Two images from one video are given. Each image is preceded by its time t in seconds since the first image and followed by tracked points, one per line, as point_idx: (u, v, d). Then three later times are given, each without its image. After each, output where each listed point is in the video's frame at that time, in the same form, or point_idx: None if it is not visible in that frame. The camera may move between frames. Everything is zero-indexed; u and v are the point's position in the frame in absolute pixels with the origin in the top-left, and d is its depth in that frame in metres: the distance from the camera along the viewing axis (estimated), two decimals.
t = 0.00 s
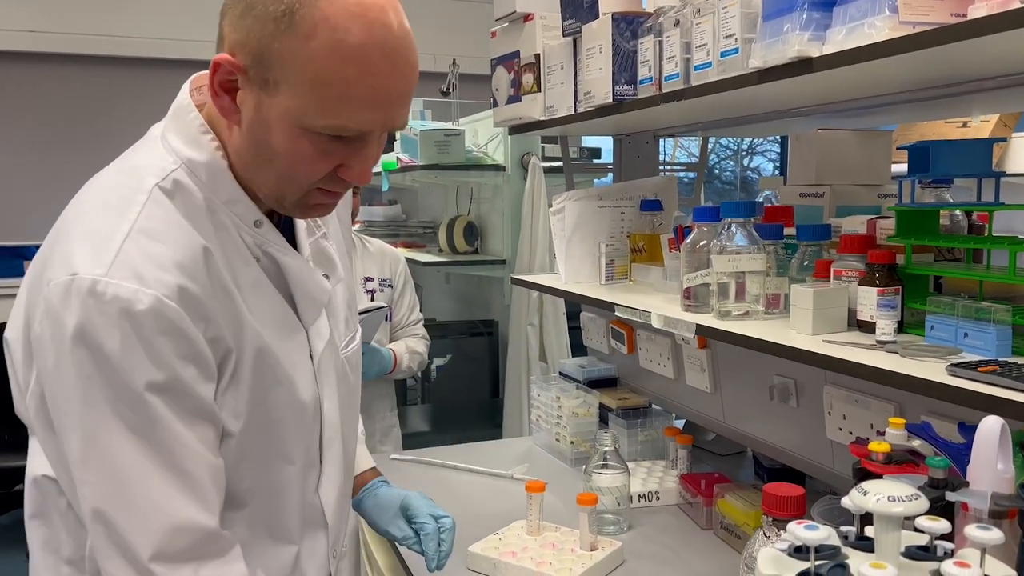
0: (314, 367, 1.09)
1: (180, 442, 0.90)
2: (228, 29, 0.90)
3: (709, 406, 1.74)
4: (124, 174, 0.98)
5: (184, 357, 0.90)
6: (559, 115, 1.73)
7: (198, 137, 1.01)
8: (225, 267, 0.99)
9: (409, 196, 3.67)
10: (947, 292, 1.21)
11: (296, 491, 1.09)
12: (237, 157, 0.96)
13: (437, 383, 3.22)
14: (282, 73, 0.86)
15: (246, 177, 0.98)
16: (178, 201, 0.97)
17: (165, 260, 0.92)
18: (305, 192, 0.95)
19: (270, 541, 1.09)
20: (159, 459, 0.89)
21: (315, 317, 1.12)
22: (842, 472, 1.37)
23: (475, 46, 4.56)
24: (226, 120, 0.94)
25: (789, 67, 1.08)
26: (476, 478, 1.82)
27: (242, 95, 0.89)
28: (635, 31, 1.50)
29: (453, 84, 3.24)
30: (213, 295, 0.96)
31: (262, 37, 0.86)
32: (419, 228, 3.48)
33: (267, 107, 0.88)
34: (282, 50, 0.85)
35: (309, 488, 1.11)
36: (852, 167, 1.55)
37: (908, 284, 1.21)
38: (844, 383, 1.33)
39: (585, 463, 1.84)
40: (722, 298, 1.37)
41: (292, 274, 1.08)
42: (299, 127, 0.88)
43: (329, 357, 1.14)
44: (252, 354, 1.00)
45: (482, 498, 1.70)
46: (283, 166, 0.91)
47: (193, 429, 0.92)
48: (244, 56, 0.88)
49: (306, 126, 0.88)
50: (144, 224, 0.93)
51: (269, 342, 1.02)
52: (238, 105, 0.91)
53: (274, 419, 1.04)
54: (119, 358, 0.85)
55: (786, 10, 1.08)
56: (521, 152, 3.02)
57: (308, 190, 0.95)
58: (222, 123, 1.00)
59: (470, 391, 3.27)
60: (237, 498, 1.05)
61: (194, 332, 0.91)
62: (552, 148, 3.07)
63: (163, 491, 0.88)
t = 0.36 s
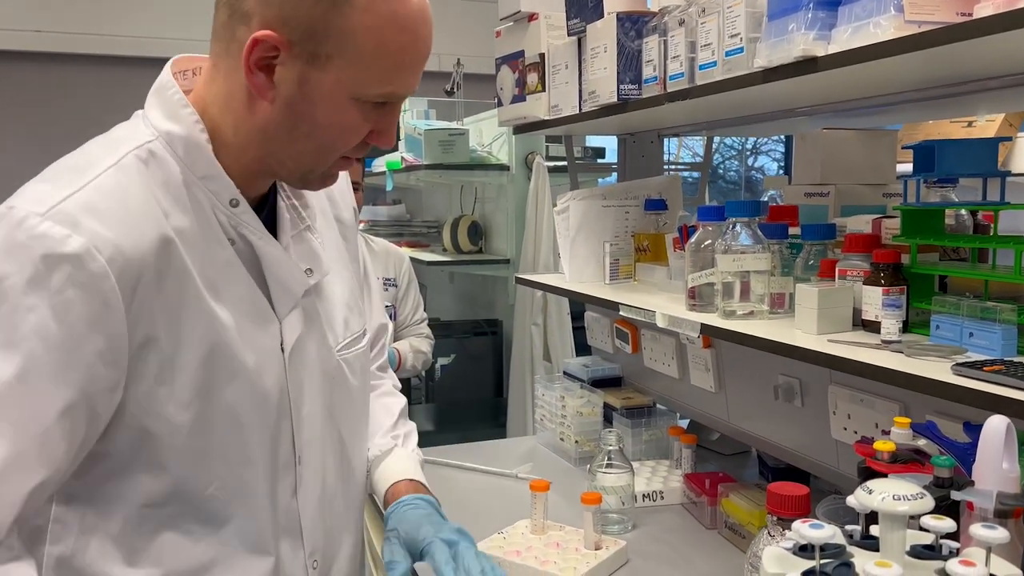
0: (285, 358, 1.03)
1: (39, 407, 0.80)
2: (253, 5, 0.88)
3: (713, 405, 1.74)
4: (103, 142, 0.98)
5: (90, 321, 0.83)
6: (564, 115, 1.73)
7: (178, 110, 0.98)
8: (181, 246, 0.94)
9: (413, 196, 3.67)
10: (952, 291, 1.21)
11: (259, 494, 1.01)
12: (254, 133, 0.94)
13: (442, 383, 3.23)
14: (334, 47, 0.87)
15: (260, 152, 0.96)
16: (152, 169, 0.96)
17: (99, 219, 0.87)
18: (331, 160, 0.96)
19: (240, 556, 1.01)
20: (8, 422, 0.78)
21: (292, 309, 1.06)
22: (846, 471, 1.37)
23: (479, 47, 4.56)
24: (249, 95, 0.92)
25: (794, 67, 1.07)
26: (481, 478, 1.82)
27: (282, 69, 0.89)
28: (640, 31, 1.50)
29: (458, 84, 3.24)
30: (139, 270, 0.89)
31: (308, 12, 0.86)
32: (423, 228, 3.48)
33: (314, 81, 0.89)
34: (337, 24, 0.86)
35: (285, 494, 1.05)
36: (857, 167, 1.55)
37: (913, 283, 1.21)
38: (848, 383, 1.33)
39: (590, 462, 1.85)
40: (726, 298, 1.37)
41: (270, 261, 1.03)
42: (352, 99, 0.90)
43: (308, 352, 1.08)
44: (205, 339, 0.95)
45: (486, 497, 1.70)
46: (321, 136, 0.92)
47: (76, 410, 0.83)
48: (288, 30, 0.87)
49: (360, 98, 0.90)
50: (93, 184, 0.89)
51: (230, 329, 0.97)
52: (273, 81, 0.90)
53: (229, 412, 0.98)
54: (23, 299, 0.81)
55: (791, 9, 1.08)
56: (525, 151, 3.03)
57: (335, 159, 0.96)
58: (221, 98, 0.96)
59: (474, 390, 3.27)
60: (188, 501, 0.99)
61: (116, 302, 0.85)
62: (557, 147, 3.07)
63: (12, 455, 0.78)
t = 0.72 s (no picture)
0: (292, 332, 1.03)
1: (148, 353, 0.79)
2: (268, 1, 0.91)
3: (717, 406, 1.74)
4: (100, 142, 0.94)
5: (165, 276, 0.83)
6: (568, 116, 1.73)
7: (180, 105, 0.97)
8: (207, 214, 0.94)
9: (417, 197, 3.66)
10: (957, 293, 1.21)
11: (277, 464, 1.01)
12: (262, 121, 0.95)
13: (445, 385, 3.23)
14: (349, 39, 0.93)
15: (264, 141, 0.97)
16: (166, 156, 0.94)
17: (136, 188, 0.85)
18: (325, 146, 1.01)
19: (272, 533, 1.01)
20: (120, 374, 0.77)
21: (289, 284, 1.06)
22: (850, 472, 1.37)
23: (483, 48, 4.57)
24: (259, 86, 0.93)
25: (799, 69, 1.08)
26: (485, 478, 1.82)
27: (301, 61, 0.92)
28: (644, 33, 1.50)
29: (461, 86, 3.25)
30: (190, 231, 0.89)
31: (328, 8, 0.91)
32: (426, 230, 3.48)
33: (329, 72, 0.93)
34: (358, 20, 0.93)
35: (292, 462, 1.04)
36: (861, 168, 1.55)
37: (917, 284, 1.21)
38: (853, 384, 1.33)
39: (594, 463, 1.85)
40: (730, 299, 1.37)
41: (269, 242, 1.03)
42: (360, 87, 0.96)
43: (307, 329, 1.09)
44: (235, 304, 0.94)
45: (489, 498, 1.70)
46: (327, 123, 0.97)
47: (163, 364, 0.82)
48: (310, 24, 0.91)
49: (366, 85, 0.97)
50: (116, 165, 0.87)
51: (253, 300, 0.98)
52: (289, 72, 0.92)
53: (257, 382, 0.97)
54: (105, 263, 0.78)
55: (795, 11, 1.08)
56: (529, 153, 3.03)
57: (329, 146, 1.01)
58: (223, 89, 0.96)
59: (478, 391, 3.28)
60: (224, 488, 0.96)
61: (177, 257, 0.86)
62: (561, 149, 3.08)
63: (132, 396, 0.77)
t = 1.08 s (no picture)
0: (305, 302, 1.29)
1: (236, 302, 1.02)
2: (280, 30, 1.15)
3: (721, 409, 1.74)
4: (158, 149, 1.16)
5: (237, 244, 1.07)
6: (573, 120, 1.74)
7: (212, 119, 1.19)
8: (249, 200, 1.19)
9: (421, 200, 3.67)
10: (961, 296, 1.21)
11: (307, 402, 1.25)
12: (272, 125, 1.18)
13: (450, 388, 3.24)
14: (340, 61, 1.16)
15: (274, 142, 1.21)
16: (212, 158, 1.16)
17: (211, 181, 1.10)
18: (321, 152, 1.24)
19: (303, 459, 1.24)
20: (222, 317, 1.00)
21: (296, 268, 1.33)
22: (855, 475, 1.37)
23: (487, 52, 4.58)
24: (269, 96, 1.17)
25: (804, 73, 1.08)
26: (489, 482, 1.82)
27: (303, 78, 1.15)
28: (648, 37, 1.51)
29: (465, 89, 3.25)
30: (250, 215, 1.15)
31: (325, 35, 1.15)
32: (431, 233, 3.49)
33: (324, 85, 1.16)
34: (345, 46, 1.16)
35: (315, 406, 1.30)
36: (866, 171, 1.55)
37: (922, 287, 1.21)
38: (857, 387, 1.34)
39: (598, 467, 1.85)
40: (735, 303, 1.37)
41: (281, 228, 1.29)
42: (347, 100, 1.19)
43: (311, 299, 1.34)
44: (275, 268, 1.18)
45: (494, 501, 1.70)
46: (323, 129, 1.19)
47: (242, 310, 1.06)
48: (310, 47, 1.14)
49: (353, 99, 1.19)
50: (186, 164, 1.10)
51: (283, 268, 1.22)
52: (294, 85, 1.15)
53: (290, 333, 1.21)
54: (200, 233, 1.01)
55: (800, 15, 1.08)
56: (533, 156, 3.03)
57: (323, 150, 1.23)
58: (240, 100, 1.19)
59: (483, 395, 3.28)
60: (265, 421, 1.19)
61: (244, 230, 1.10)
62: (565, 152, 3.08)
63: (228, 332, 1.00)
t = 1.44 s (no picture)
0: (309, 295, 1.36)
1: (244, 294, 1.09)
2: (283, 47, 1.24)
3: (724, 412, 1.74)
4: (176, 152, 1.23)
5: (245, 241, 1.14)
6: (575, 124, 1.74)
7: (222, 126, 1.26)
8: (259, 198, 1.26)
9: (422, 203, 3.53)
10: (963, 299, 1.21)
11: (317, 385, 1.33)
12: (276, 133, 1.26)
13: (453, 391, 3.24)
14: (338, 73, 1.24)
15: (278, 149, 1.28)
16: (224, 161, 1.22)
17: (222, 181, 1.17)
18: (321, 158, 1.32)
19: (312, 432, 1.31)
20: (236, 308, 1.08)
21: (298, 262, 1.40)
22: (857, 478, 1.38)
23: (490, 56, 4.58)
24: (273, 106, 1.24)
25: (805, 77, 1.08)
26: (493, 485, 1.83)
27: (304, 89, 1.23)
28: (650, 41, 1.51)
29: (467, 93, 3.26)
30: (257, 212, 1.22)
31: (324, 50, 1.23)
32: (434, 236, 3.46)
33: (323, 95, 1.24)
34: (342, 60, 1.24)
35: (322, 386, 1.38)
36: (867, 174, 1.55)
37: (924, 290, 1.21)
38: (860, 391, 1.34)
39: (601, 469, 1.85)
40: (737, 306, 1.38)
41: (286, 230, 1.34)
42: (345, 109, 1.26)
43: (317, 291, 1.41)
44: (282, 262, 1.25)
45: (497, 503, 1.71)
46: (322, 137, 1.27)
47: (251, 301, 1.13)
48: (310, 61, 1.22)
49: (350, 108, 1.27)
50: (199, 164, 1.17)
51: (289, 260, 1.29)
52: (295, 96, 1.23)
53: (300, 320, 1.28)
54: (212, 232, 1.09)
55: (802, 20, 1.09)
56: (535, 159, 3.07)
57: (323, 156, 1.31)
58: (247, 111, 1.27)
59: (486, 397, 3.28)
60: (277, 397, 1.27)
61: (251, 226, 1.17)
62: (567, 155, 3.08)
63: (239, 323, 1.07)
